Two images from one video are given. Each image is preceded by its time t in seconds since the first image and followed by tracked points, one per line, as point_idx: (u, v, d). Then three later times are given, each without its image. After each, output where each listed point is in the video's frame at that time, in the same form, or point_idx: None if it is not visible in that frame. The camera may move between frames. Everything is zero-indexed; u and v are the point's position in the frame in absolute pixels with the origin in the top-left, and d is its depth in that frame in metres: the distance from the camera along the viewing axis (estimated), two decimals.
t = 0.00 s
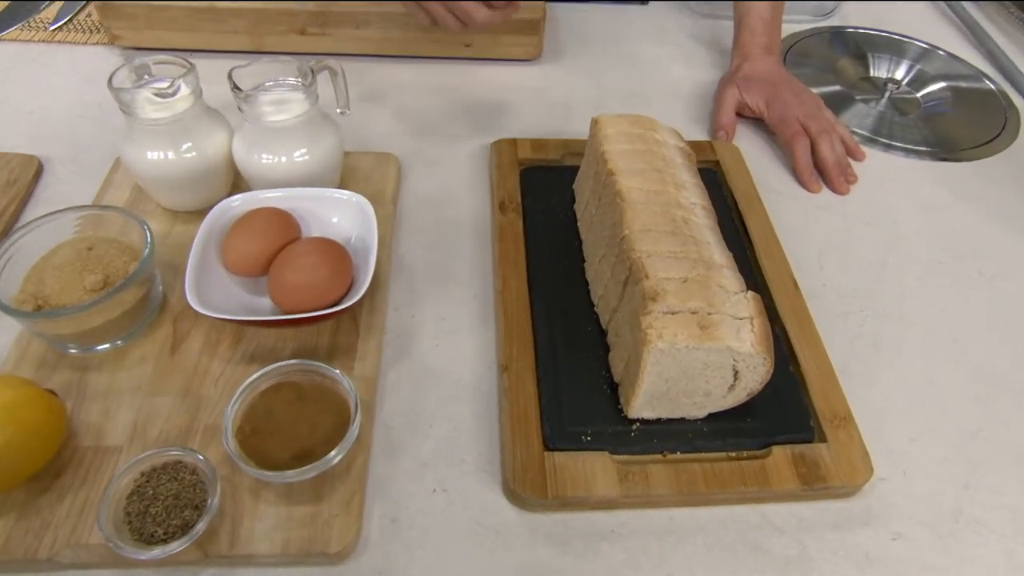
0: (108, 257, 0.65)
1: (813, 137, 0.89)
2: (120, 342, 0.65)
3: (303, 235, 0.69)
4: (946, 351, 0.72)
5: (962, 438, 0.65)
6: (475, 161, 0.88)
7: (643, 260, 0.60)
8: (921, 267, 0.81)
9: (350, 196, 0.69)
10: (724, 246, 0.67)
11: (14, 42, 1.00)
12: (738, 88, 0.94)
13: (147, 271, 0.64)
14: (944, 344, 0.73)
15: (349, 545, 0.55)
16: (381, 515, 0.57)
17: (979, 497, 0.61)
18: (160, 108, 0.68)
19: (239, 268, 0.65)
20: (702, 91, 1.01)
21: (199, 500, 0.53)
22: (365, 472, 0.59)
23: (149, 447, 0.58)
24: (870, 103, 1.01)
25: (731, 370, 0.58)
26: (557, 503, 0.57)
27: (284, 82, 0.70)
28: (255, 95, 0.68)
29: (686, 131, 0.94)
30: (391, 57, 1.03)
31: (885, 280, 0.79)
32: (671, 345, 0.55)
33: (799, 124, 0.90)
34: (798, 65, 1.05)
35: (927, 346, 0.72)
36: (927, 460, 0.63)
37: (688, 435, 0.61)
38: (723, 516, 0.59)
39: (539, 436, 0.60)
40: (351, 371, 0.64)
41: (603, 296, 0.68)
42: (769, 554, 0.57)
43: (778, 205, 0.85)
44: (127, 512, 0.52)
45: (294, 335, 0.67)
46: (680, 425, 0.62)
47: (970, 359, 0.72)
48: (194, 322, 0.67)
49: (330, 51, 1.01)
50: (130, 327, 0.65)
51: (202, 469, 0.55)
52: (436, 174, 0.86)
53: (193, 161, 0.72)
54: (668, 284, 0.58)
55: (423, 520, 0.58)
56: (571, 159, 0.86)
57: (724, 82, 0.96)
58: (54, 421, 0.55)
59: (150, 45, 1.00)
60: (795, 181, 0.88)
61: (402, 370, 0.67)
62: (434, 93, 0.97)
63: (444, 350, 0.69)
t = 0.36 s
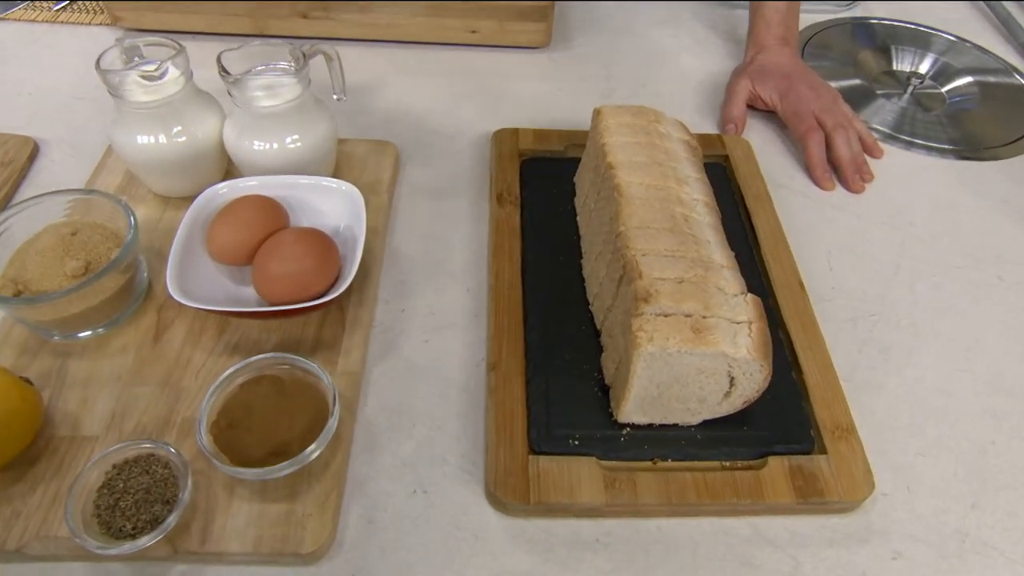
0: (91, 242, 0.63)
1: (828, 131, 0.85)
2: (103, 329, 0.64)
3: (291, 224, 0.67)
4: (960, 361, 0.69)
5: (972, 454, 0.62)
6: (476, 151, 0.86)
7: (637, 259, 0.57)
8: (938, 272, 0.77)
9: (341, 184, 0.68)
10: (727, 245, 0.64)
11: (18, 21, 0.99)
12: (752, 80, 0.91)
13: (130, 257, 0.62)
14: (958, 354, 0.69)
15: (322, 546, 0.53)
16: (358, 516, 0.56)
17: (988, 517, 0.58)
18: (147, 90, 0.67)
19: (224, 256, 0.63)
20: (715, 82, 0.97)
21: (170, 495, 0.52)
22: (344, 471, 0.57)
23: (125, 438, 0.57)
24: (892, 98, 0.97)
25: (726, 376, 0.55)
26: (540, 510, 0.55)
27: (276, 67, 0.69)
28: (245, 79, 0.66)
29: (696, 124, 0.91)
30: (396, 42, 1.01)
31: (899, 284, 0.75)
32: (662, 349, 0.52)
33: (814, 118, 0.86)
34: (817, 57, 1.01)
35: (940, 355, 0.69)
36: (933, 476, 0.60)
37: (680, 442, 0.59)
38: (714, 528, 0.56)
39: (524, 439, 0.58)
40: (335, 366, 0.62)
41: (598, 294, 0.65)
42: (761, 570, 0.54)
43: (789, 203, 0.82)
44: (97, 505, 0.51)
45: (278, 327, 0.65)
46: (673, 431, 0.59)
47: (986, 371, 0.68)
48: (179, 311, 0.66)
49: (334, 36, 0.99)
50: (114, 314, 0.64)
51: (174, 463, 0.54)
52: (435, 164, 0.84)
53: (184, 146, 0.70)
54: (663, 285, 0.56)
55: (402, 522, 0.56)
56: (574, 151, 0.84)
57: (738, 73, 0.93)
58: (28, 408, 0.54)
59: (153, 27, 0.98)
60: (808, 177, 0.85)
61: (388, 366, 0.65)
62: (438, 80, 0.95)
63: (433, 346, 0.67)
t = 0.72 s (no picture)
0: (82, 229, 0.64)
1: (835, 130, 0.83)
2: (93, 316, 0.64)
3: (282, 215, 0.67)
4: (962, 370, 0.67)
5: (970, 465, 0.60)
6: (476, 145, 0.85)
7: (626, 257, 0.56)
8: (944, 277, 0.75)
9: (332, 175, 0.67)
10: (721, 244, 0.62)
11: (29, 9, 1.01)
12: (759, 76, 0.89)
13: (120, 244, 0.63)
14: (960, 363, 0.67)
15: (299, 539, 0.53)
16: (337, 509, 0.56)
17: (982, 532, 0.56)
18: (144, 79, 0.67)
19: (213, 245, 0.63)
20: (723, 79, 0.96)
21: (148, 483, 0.52)
22: (325, 464, 0.57)
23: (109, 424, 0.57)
24: (907, 96, 0.94)
25: (713, 378, 0.54)
26: (520, 509, 0.55)
27: (271, 56, 0.68)
28: (242, 66, 0.66)
29: (701, 120, 0.89)
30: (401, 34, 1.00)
31: (902, 289, 0.73)
32: (645, 349, 0.51)
33: (820, 117, 0.84)
34: (830, 54, 0.99)
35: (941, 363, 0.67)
36: (928, 488, 0.59)
37: (665, 444, 0.58)
38: (697, 534, 0.55)
39: (507, 437, 0.57)
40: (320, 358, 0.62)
41: (589, 292, 0.64)
42: None
43: (793, 203, 0.80)
44: (76, 490, 0.52)
45: (267, 318, 0.65)
46: (658, 433, 0.58)
47: (988, 380, 0.66)
48: (169, 300, 0.66)
49: (339, 27, 0.99)
50: (105, 301, 0.64)
51: (153, 451, 0.54)
52: (434, 157, 0.83)
53: (179, 135, 0.70)
54: (651, 284, 0.54)
55: (380, 517, 0.55)
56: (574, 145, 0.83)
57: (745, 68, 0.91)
58: (12, 392, 0.54)
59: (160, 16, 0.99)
60: (813, 177, 0.83)
61: (375, 360, 0.65)
62: (441, 73, 0.94)
63: (421, 340, 0.66)
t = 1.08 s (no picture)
0: (77, 215, 0.65)
1: (838, 131, 0.82)
2: (86, 302, 0.65)
3: (274, 206, 0.67)
4: (958, 376, 0.65)
5: (962, 473, 0.59)
6: (475, 140, 0.85)
7: (612, 254, 0.56)
8: (945, 282, 0.73)
9: (323, 166, 0.68)
10: (712, 243, 0.61)
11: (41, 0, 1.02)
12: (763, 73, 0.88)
13: (112, 231, 0.64)
14: (957, 369, 0.66)
15: (277, 528, 0.53)
16: (317, 500, 0.56)
17: (971, 542, 0.55)
18: (144, 68, 0.67)
19: (204, 234, 0.64)
20: (727, 78, 0.95)
21: (129, 467, 0.52)
22: (307, 454, 0.57)
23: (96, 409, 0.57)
24: (917, 98, 0.92)
25: (696, 378, 0.53)
26: (498, 505, 0.55)
27: (267, 47, 0.68)
28: (237, 56, 0.66)
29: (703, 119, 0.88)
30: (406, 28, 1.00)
31: (901, 294, 0.72)
32: (626, 348, 0.51)
33: (824, 116, 0.83)
34: (839, 55, 0.97)
35: (937, 370, 0.66)
36: (916, 496, 0.57)
37: (648, 444, 0.57)
38: (677, 535, 0.55)
39: (488, 432, 0.57)
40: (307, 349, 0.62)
41: (578, 289, 0.64)
42: None
43: (793, 204, 0.79)
44: (58, 473, 0.52)
45: (256, 308, 0.65)
46: (642, 433, 0.58)
47: (985, 388, 0.65)
48: (161, 288, 0.66)
49: (343, 20, 0.99)
50: (98, 288, 0.65)
51: (136, 436, 0.54)
52: (432, 151, 0.83)
53: (178, 124, 0.71)
54: (635, 282, 0.54)
55: (359, 509, 0.55)
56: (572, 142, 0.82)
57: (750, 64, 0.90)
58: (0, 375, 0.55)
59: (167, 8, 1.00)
60: (814, 177, 0.82)
61: (362, 352, 0.65)
62: (443, 68, 0.94)
63: (410, 333, 0.66)
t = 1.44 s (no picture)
0: (70, 202, 0.65)
1: (838, 132, 0.82)
2: (77, 289, 0.65)
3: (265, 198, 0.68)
4: (951, 384, 0.64)
5: (949, 482, 0.58)
6: (471, 136, 0.85)
7: (596, 251, 0.55)
8: (942, 288, 0.72)
9: (315, 158, 0.68)
10: (701, 243, 0.61)
11: None
12: (763, 75, 0.88)
13: (103, 218, 0.64)
14: (950, 376, 0.65)
15: (254, 517, 0.53)
16: (296, 490, 0.56)
17: (956, 552, 0.54)
18: (139, 58, 0.68)
19: (194, 224, 0.64)
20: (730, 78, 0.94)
21: (109, 453, 0.53)
22: (287, 444, 0.57)
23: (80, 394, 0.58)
24: (924, 102, 0.90)
25: (677, 377, 0.53)
26: (475, 500, 0.54)
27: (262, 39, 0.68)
28: (230, 47, 0.66)
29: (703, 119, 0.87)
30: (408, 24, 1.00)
31: (897, 299, 0.71)
32: (604, 345, 0.51)
33: (824, 117, 0.83)
34: (845, 57, 0.96)
35: (930, 376, 0.65)
36: (902, 503, 0.56)
37: (629, 443, 0.56)
38: (655, 536, 0.54)
39: (468, 428, 0.57)
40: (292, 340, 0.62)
41: (565, 286, 0.63)
42: None
43: (790, 207, 0.78)
44: (40, 456, 0.53)
45: (244, 298, 0.65)
46: (623, 432, 0.57)
47: (978, 396, 0.63)
48: (152, 277, 0.67)
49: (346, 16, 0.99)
50: (89, 275, 0.66)
51: (117, 422, 0.55)
52: (428, 146, 0.83)
53: (174, 114, 0.71)
54: (618, 279, 0.53)
55: (337, 500, 0.55)
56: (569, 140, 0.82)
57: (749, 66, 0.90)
58: None
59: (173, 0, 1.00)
60: (812, 179, 0.81)
61: (348, 345, 0.65)
62: (444, 64, 0.94)
63: (396, 327, 0.66)
